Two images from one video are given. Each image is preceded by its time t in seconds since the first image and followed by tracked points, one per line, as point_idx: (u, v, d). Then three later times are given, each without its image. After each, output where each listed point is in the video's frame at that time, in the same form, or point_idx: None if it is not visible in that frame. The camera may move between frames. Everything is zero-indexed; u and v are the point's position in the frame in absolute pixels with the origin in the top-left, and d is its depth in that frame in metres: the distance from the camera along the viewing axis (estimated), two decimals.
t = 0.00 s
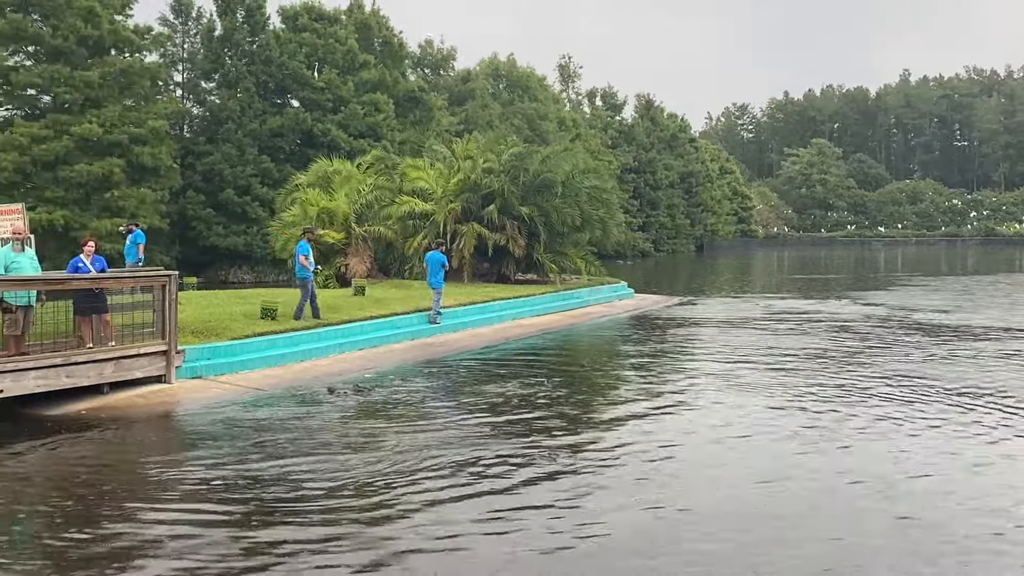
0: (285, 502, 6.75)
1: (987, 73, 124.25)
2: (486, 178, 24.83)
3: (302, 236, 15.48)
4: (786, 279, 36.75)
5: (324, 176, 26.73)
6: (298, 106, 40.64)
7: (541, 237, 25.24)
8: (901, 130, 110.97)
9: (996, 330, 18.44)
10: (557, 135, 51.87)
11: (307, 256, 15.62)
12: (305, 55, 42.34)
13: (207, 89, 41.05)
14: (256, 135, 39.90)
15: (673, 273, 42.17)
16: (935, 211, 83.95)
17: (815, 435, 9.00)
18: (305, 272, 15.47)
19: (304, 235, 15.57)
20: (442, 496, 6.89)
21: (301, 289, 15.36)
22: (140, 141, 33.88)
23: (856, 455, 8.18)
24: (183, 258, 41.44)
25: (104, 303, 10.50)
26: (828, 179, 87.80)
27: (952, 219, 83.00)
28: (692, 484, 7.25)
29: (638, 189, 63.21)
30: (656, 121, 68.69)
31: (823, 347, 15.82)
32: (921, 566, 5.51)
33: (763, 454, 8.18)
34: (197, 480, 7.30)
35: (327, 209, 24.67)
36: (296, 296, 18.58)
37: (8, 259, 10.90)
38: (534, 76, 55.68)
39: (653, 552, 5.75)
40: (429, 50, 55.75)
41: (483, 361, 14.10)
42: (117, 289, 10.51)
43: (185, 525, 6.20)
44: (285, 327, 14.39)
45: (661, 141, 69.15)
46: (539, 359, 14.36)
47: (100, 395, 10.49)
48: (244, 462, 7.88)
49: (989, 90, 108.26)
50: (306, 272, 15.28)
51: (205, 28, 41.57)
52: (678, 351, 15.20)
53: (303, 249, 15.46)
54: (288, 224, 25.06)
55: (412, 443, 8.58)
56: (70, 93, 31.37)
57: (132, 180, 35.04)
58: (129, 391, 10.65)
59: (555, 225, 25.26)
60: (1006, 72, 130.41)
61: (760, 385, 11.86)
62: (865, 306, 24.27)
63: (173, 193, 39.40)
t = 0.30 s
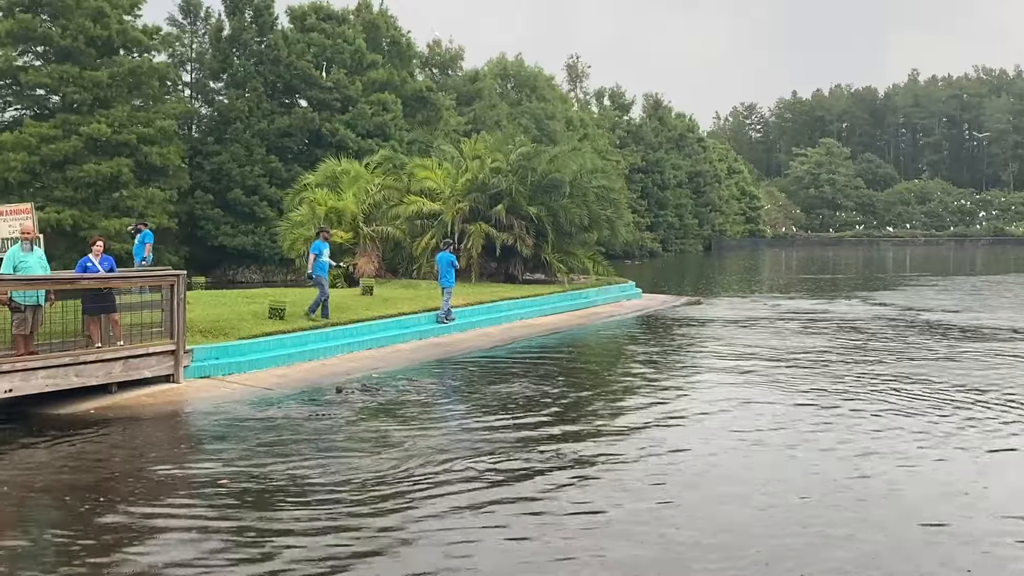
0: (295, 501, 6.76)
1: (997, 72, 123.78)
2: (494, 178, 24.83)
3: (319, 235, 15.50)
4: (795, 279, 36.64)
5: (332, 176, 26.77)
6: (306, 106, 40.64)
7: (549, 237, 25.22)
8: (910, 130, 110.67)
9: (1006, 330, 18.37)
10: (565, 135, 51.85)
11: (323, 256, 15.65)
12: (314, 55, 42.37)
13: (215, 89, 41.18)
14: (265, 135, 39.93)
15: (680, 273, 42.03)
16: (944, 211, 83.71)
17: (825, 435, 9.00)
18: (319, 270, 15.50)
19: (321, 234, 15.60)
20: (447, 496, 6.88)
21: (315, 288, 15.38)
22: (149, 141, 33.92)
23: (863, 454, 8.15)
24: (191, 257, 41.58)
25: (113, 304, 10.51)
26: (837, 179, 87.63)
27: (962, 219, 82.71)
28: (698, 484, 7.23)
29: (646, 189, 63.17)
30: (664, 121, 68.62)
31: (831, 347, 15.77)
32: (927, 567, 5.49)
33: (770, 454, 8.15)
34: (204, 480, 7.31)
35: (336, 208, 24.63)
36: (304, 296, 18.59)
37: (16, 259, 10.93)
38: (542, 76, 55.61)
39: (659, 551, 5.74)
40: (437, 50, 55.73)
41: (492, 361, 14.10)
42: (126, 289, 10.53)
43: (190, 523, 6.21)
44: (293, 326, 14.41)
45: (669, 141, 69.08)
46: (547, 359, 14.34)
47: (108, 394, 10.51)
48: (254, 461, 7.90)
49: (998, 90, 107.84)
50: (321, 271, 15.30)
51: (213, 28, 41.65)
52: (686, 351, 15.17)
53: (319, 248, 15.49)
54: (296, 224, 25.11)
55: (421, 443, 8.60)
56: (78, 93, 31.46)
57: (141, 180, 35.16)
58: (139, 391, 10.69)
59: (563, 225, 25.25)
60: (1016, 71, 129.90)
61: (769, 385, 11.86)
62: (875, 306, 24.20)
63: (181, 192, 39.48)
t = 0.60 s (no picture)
0: (299, 500, 6.77)
1: (1002, 72, 123.59)
2: (499, 178, 24.84)
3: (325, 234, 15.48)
4: (798, 279, 36.60)
5: (337, 176, 26.81)
6: (311, 105, 40.64)
7: (553, 237, 25.24)
8: (914, 130, 110.58)
9: (1012, 330, 18.32)
10: (569, 134, 51.87)
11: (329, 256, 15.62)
12: (318, 55, 42.41)
13: (220, 89, 41.32)
14: (269, 134, 39.94)
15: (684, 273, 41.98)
16: (948, 211, 83.56)
17: (829, 434, 8.98)
18: (325, 270, 15.50)
19: (328, 234, 15.58)
20: (451, 496, 6.87)
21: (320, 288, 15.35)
22: (154, 142, 33.93)
23: (866, 455, 8.13)
24: (195, 257, 41.73)
25: (117, 303, 10.49)
26: (841, 178, 87.60)
27: (966, 219, 82.57)
28: (702, 484, 7.23)
29: (650, 188, 63.21)
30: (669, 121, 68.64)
31: (835, 346, 15.76)
32: (929, 568, 5.47)
33: (774, 455, 8.14)
34: (208, 480, 7.30)
35: (340, 208, 24.66)
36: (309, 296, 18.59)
37: (21, 259, 10.94)
38: (547, 76, 55.55)
39: (659, 551, 5.73)
40: (441, 50, 55.76)
41: (495, 360, 14.09)
42: (132, 289, 10.54)
43: (195, 524, 6.21)
44: (298, 326, 14.42)
45: (673, 141, 69.07)
46: (551, 359, 14.35)
47: (112, 393, 10.53)
48: (258, 460, 7.91)
49: (1003, 90, 107.69)
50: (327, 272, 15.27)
51: (218, 28, 41.73)
52: (689, 351, 15.17)
53: (325, 249, 15.46)
54: (300, 224, 25.18)
55: (425, 443, 8.60)
56: (83, 93, 31.49)
57: (145, 179, 35.19)
58: (144, 390, 10.70)
59: (567, 224, 25.23)
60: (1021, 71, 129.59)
61: (773, 385, 11.84)
62: (880, 306, 24.14)
63: (185, 192, 39.54)
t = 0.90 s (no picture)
0: (298, 499, 6.77)
1: (1004, 71, 123.50)
2: (500, 177, 24.82)
3: (325, 234, 15.47)
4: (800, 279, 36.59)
5: (338, 175, 26.83)
6: (313, 105, 40.64)
7: (555, 236, 25.23)
8: (916, 130, 110.52)
9: (1013, 330, 18.30)
10: (570, 134, 51.87)
11: (328, 257, 15.61)
12: (320, 55, 42.44)
13: (222, 89, 41.39)
14: (271, 134, 39.95)
15: (685, 272, 41.96)
16: (949, 211, 83.52)
17: (827, 434, 8.99)
18: (327, 271, 15.51)
19: (328, 234, 15.56)
20: (452, 496, 6.87)
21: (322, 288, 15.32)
22: (156, 141, 33.95)
23: (867, 455, 8.13)
24: (197, 256, 41.79)
25: (118, 302, 10.49)
26: (843, 178, 87.57)
27: (968, 219, 82.49)
28: (703, 483, 7.23)
29: (652, 188, 63.24)
30: (670, 120, 68.75)
31: (836, 346, 15.75)
32: (932, 568, 5.47)
33: (775, 454, 8.13)
34: (210, 479, 7.30)
35: (342, 208, 24.72)
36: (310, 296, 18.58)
37: (24, 258, 10.95)
38: (549, 75, 55.47)
39: (660, 551, 5.73)
40: (443, 50, 55.75)
41: (497, 360, 14.08)
42: (133, 288, 10.53)
43: (197, 523, 6.21)
44: (299, 325, 14.41)
45: (675, 141, 69.09)
46: (553, 358, 14.35)
47: (114, 393, 10.54)
48: (258, 459, 7.91)
49: (1005, 89, 107.56)
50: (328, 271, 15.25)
51: (220, 28, 41.76)
52: (690, 351, 15.17)
53: (325, 249, 15.46)
54: (302, 223, 25.21)
55: (425, 442, 8.60)
56: (85, 92, 31.49)
57: (147, 179, 35.21)
58: (145, 389, 10.72)
59: (569, 224, 25.22)
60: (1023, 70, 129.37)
61: (775, 385, 11.82)
62: (882, 306, 24.12)
63: (187, 192, 39.57)
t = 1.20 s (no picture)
0: (299, 499, 6.78)
1: (1005, 72, 123.48)
2: (502, 177, 24.81)
3: (326, 234, 15.46)
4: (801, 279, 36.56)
5: (339, 175, 26.83)
6: (314, 105, 40.62)
7: (556, 236, 25.20)
8: (918, 130, 110.46)
9: (1015, 330, 18.27)
10: (572, 134, 51.89)
11: (328, 256, 15.60)
12: (321, 54, 42.44)
13: (223, 88, 41.42)
14: (273, 133, 39.93)
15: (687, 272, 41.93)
16: (951, 211, 83.42)
17: (828, 433, 8.99)
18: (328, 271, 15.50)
19: (329, 234, 15.55)
20: (455, 496, 6.86)
21: (323, 287, 15.31)
22: (157, 140, 33.96)
23: (870, 456, 8.09)
24: (198, 256, 41.80)
25: (119, 302, 10.48)
26: (845, 178, 87.54)
27: (969, 219, 82.41)
28: (704, 483, 7.20)
29: (653, 188, 63.25)
30: (672, 121, 68.90)
31: (837, 347, 15.72)
32: (933, 568, 5.47)
33: (776, 455, 8.11)
34: (212, 479, 7.31)
35: (343, 207, 24.72)
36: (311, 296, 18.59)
37: (26, 257, 10.94)
38: (550, 75, 55.42)
39: (660, 553, 5.70)
40: (444, 50, 55.74)
41: (498, 360, 14.06)
42: (135, 287, 10.53)
43: (196, 523, 6.19)
44: (301, 325, 14.39)
45: (677, 141, 69.08)
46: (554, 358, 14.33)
47: (115, 393, 10.53)
48: (259, 459, 7.91)
49: (1007, 90, 107.44)
50: (329, 271, 15.26)
51: (221, 28, 41.77)
52: (691, 351, 15.16)
53: (326, 249, 15.45)
54: (303, 223, 25.22)
55: (426, 442, 8.60)
56: (87, 92, 31.50)
57: (149, 178, 35.20)
58: (146, 389, 10.71)
59: (570, 224, 25.20)
60: None
61: (777, 385, 11.81)
62: (883, 306, 24.08)
63: (188, 191, 39.59)
